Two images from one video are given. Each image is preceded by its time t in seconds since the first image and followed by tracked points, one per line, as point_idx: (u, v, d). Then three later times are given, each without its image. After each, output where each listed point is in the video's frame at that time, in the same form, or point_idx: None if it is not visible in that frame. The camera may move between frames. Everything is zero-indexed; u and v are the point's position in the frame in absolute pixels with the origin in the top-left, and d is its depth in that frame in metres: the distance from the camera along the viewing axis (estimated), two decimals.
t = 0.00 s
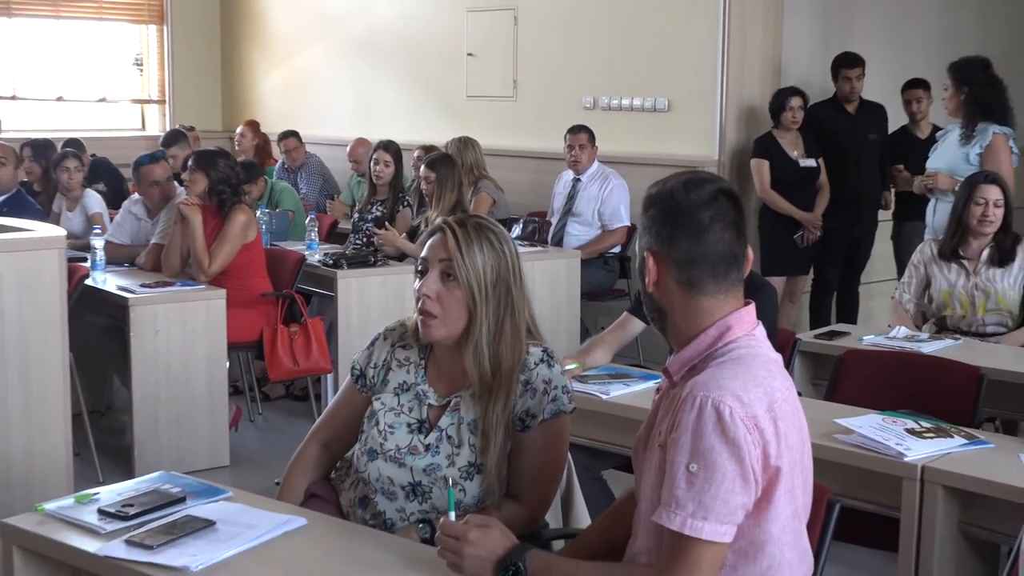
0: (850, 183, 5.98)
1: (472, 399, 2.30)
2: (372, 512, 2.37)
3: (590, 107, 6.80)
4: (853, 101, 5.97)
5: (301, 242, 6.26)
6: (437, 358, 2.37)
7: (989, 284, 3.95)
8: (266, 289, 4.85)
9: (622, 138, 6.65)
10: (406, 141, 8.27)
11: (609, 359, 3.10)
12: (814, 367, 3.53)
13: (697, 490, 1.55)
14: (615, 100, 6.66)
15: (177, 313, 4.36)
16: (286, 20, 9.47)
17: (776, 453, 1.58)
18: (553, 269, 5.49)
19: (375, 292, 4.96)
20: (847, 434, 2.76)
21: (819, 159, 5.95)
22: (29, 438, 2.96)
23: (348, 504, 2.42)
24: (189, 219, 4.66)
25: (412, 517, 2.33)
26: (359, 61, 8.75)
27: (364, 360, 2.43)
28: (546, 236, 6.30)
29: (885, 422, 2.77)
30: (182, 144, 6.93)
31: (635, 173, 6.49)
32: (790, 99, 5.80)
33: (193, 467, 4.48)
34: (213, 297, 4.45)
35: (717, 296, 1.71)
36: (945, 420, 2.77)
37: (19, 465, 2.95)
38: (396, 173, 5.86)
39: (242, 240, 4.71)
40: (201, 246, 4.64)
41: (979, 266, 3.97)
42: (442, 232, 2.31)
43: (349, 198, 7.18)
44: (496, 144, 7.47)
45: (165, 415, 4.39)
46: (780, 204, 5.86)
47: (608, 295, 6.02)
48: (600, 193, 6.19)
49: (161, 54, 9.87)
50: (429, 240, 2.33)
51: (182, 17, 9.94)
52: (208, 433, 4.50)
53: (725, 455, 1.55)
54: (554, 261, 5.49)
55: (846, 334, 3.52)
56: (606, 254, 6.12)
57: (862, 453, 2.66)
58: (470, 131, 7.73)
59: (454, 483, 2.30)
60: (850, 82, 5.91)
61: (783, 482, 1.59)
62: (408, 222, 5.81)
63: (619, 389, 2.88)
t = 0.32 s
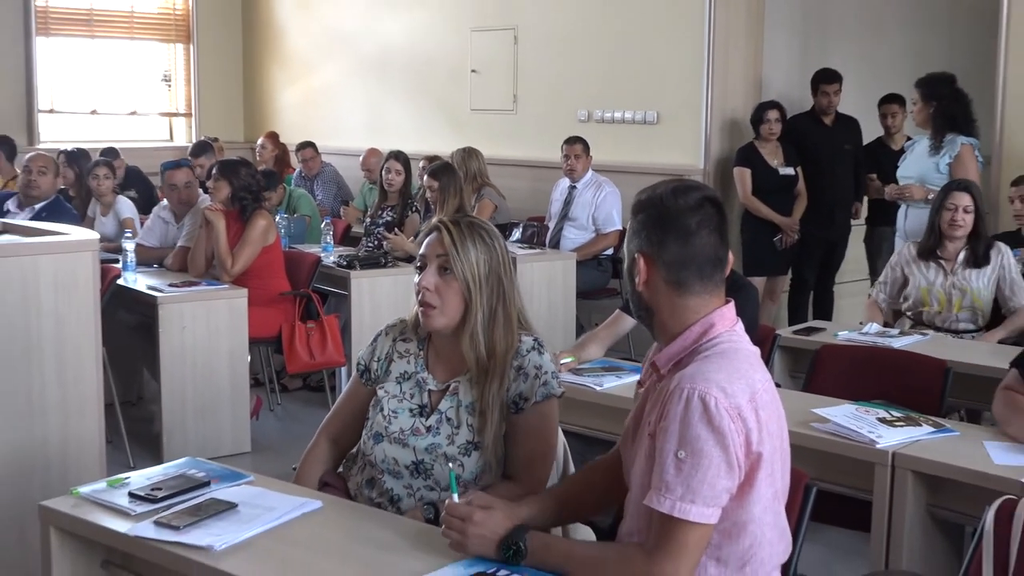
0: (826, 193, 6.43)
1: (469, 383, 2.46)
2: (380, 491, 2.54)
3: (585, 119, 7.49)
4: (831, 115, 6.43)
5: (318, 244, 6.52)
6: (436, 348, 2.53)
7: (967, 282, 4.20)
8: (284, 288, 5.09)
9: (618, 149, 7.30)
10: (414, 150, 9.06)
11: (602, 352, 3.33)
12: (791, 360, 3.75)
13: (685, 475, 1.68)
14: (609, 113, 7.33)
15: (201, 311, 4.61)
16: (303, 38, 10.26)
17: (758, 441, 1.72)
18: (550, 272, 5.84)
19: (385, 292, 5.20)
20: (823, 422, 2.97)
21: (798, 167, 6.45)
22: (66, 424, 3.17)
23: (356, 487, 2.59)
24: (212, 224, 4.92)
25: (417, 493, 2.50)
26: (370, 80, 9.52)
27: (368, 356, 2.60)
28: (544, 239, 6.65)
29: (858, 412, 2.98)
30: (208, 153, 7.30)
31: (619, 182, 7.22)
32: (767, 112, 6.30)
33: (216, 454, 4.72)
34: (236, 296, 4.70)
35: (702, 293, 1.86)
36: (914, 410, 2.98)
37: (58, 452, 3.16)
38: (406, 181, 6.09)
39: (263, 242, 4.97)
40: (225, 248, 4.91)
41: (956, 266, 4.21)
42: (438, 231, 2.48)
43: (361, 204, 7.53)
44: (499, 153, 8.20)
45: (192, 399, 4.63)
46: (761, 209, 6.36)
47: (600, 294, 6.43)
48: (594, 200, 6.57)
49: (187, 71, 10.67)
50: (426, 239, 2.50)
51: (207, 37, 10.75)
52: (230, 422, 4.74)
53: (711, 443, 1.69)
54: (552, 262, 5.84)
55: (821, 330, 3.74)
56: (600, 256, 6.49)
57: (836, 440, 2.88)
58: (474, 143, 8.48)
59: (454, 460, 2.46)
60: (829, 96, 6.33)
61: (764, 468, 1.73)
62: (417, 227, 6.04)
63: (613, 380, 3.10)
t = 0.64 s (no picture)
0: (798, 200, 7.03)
1: (460, 366, 2.65)
2: (379, 469, 2.70)
3: (580, 131, 7.95)
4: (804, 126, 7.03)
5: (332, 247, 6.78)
6: (426, 336, 2.71)
7: (939, 287, 4.50)
8: (301, 287, 5.36)
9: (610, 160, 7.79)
10: (421, 159, 9.69)
11: (596, 346, 3.57)
12: (772, 354, 3.99)
13: (671, 459, 1.90)
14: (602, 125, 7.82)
15: (224, 308, 4.86)
16: (319, 55, 11.04)
17: (736, 428, 1.95)
18: (547, 271, 6.22)
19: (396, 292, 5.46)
20: (801, 412, 3.21)
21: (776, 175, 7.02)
22: (99, 411, 3.41)
23: (359, 469, 2.76)
24: (236, 228, 5.17)
25: (415, 469, 2.67)
26: (382, 95, 10.19)
27: (365, 347, 2.77)
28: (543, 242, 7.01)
29: (834, 403, 3.22)
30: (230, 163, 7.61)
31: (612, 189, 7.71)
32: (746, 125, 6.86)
33: (238, 441, 4.95)
34: (258, 294, 4.96)
35: (682, 292, 2.09)
36: (885, 400, 3.21)
37: (92, 437, 3.40)
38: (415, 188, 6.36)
39: (282, 245, 5.22)
40: (246, 251, 5.16)
41: (931, 271, 4.51)
42: (426, 228, 2.69)
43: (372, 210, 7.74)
44: (502, 161, 8.73)
45: (217, 391, 4.87)
46: (743, 214, 6.89)
47: (595, 293, 6.74)
48: (589, 206, 6.92)
49: (211, 86, 11.46)
50: (415, 236, 2.71)
51: (229, 56, 11.54)
52: (252, 411, 4.98)
53: (694, 429, 1.90)
54: (550, 265, 6.23)
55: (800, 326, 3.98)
56: (594, 258, 6.79)
57: (813, 429, 3.10)
58: (478, 153, 9.04)
59: (448, 438, 2.65)
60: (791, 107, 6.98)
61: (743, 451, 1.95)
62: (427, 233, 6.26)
63: (607, 373, 3.32)
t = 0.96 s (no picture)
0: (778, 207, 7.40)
1: (454, 351, 2.90)
2: (383, 447, 2.95)
3: (576, 142, 8.43)
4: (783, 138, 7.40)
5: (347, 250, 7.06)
6: (422, 326, 2.96)
7: (899, 288, 4.79)
8: (318, 285, 5.64)
9: (605, 168, 8.20)
10: (429, 168, 10.19)
11: (591, 342, 3.84)
12: (751, 348, 4.25)
13: (659, 445, 2.05)
14: (596, 137, 8.23)
15: (247, 305, 5.13)
16: (336, 75, 11.67)
17: (719, 416, 2.10)
18: (546, 273, 6.49)
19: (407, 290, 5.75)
20: (780, 402, 3.47)
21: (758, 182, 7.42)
22: (131, 402, 3.68)
23: (366, 452, 3.02)
24: (258, 233, 5.42)
25: (416, 445, 2.93)
26: (393, 108, 10.73)
27: (365, 339, 3.03)
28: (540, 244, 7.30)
29: (811, 394, 3.47)
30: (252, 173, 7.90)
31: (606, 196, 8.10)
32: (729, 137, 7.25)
33: (259, 429, 5.23)
34: (278, 293, 5.23)
35: (667, 291, 2.27)
36: (858, 391, 3.47)
37: (126, 424, 3.68)
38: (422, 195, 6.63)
39: (300, 247, 5.49)
40: (268, 255, 5.41)
41: (892, 273, 4.79)
42: (423, 227, 2.94)
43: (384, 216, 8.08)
44: (505, 171, 9.17)
45: (240, 383, 5.14)
46: (726, 218, 7.29)
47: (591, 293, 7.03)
48: (585, 212, 7.21)
49: (236, 99, 12.12)
50: (412, 235, 2.95)
51: (253, 73, 12.22)
52: (273, 400, 5.26)
53: (681, 417, 2.05)
54: (547, 266, 6.49)
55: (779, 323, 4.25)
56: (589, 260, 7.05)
57: (791, 418, 3.36)
58: (482, 162, 9.48)
59: (445, 416, 2.89)
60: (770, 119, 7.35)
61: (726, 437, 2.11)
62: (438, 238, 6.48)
63: (601, 365, 3.58)
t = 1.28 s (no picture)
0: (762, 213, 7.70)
1: (455, 341, 3.20)
2: (390, 430, 3.25)
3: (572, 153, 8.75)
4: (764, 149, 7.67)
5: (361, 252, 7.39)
6: (424, 320, 3.27)
7: (863, 284, 5.09)
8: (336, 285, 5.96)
9: (599, 176, 8.52)
10: (438, 177, 10.51)
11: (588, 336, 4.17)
12: (734, 344, 4.55)
13: (649, 431, 2.28)
14: (590, 148, 8.56)
15: (269, 303, 5.44)
16: (352, 89, 12.02)
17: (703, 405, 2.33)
18: (547, 272, 6.81)
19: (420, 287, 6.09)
20: (761, 393, 3.77)
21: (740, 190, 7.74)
22: (163, 392, 3.99)
23: (376, 438, 3.31)
24: (280, 236, 5.75)
25: (420, 428, 3.22)
26: (405, 120, 11.06)
27: (370, 335, 3.33)
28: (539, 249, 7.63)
29: (789, 386, 3.77)
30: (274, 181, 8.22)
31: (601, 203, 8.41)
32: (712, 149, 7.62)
33: (281, 418, 5.54)
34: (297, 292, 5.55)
35: (654, 289, 2.50)
36: (832, 383, 3.76)
37: (158, 414, 3.99)
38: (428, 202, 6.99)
39: (319, 250, 5.80)
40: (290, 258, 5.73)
41: (857, 271, 5.11)
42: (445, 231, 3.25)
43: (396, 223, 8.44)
44: (507, 180, 9.49)
45: (263, 376, 5.45)
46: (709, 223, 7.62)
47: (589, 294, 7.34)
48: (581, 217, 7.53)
49: (260, 114, 12.51)
50: (424, 239, 3.25)
51: (276, 89, 12.61)
52: (294, 391, 5.58)
53: (668, 406, 2.28)
54: (547, 266, 6.81)
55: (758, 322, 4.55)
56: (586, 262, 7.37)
57: (771, 408, 3.65)
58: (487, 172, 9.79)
59: (447, 399, 3.19)
60: (764, 135, 7.59)
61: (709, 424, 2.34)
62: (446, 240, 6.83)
63: (596, 359, 3.89)
